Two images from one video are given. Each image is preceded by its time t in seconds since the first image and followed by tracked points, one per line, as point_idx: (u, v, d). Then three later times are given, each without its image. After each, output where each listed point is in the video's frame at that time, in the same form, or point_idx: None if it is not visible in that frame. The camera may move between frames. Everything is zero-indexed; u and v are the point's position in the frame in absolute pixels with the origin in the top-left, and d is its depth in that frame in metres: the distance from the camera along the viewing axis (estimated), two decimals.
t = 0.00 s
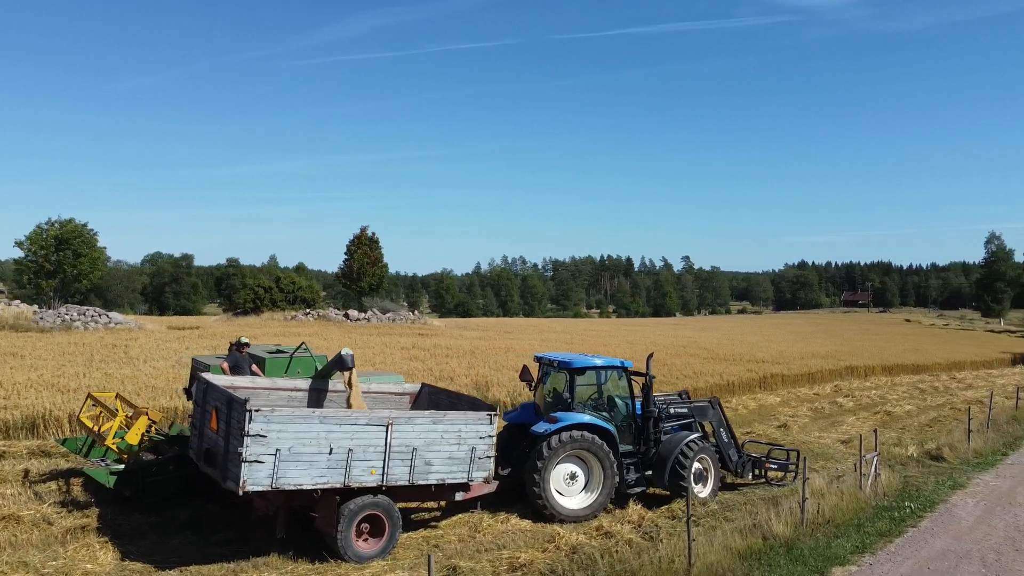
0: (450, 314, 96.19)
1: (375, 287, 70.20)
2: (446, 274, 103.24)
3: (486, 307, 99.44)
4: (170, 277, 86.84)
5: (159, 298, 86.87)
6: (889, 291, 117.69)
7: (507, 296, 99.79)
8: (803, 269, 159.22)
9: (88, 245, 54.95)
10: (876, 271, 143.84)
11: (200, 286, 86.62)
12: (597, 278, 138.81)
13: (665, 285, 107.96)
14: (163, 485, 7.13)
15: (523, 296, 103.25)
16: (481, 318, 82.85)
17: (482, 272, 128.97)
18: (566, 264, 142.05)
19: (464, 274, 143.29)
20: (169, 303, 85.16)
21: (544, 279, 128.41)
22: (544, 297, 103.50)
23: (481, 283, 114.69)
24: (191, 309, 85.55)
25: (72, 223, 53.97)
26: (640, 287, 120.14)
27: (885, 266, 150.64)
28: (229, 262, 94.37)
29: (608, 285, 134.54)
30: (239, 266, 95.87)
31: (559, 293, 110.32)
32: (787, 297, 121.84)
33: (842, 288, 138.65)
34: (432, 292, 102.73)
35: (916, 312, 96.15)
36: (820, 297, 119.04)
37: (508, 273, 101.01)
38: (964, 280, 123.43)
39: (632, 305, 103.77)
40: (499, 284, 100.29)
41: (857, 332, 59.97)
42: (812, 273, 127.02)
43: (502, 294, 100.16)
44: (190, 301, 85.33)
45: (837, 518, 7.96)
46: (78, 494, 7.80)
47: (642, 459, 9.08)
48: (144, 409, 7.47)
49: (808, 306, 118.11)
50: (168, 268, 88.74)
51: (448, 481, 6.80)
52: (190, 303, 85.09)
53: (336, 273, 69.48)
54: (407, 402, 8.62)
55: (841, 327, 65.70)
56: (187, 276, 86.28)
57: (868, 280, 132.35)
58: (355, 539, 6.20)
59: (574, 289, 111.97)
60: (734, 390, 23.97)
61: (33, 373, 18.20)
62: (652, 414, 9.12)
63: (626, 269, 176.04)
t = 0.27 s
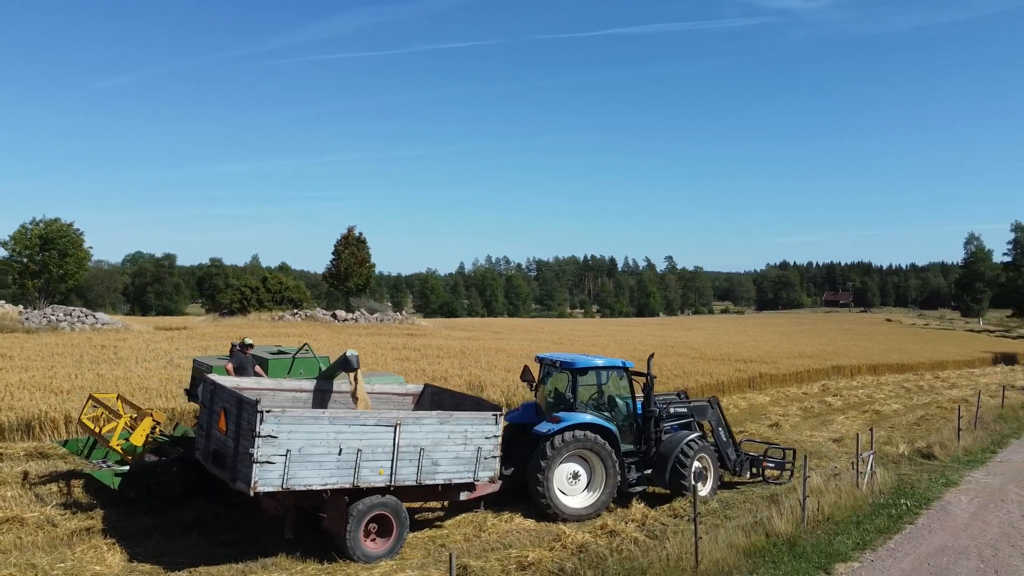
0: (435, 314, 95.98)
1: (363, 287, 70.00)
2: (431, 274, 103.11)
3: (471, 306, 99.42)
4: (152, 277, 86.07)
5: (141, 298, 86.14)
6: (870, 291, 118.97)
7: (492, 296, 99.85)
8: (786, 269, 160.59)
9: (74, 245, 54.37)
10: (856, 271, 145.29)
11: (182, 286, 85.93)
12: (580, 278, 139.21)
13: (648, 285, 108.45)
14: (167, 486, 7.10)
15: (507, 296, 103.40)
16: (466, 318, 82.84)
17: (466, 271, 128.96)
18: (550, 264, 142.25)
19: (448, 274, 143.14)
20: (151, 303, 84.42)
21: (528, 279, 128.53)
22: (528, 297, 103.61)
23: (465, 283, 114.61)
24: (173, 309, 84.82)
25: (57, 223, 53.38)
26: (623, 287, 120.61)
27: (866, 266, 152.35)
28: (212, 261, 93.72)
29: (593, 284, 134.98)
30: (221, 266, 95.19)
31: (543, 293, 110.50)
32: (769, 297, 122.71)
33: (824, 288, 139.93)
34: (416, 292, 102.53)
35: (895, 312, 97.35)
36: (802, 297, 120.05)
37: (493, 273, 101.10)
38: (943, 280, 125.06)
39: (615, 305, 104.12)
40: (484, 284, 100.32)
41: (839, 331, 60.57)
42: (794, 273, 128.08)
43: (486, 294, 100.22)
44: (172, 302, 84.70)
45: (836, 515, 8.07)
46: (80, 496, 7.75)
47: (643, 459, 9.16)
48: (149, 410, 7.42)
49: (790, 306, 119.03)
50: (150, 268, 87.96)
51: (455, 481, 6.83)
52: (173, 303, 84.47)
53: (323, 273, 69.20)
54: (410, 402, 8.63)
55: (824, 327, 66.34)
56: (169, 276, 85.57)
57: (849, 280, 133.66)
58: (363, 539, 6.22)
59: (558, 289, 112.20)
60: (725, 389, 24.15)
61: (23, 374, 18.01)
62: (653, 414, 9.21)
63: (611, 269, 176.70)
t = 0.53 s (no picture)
0: (419, 313, 95.78)
1: (350, 287, 69.71)
2: (415, 274, 102.96)
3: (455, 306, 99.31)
4: (133, 277, 85.29)
5: (122, 298, 85.36)
6: (850, 291, 120.20)
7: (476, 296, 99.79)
8: (768, 269, 161.79)
9: (59, 245, 53.81)
10: (836, 271, 146.71)
11: (164, 286, 85.22)
12: (564, 278, 139.53)
13: (632, 285, 108.88)
14: (171, 486, 7.08)
15: (492, 296, 103.46)
16: (452, 318, 82.81)
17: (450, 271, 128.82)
18: (533, 264, 142.40)
19: (432, 274, 142.83)
20: (132, 303, 83.67)
21: (513, 278, 128.57)
22: (512, 297, 103.67)
23: (448, 283, 114.51)
24: (155, 310, 84.08)
25: (42, 222, 52.82)
26: (606, 287, 121.02)
27: (846, 266, 153.91)
28: (194, 261, 93.00)
29: (577, 284, 135.28)
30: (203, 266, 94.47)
31: (527, 293, 110.65)
32: (751, 296, 123.53)
33: (806, 287, 141.17)
34: (400, 292, 102.31)
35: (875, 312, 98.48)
36: (783, 297, 120.97)
37: (478, 273, 101.01)
38: (922, 280, 126.59)
39: (599, 305, 104.44)
40: (468, 284, 100.24)
41: (822, 330, 61.14)
42: (776, 272, 129.10)
43: (471, 293, 100.15)
44: (154, 301, 84.01)
45: (835, 511, 8.19)
46: (82, 496, 7.69)
47: (644, 457, 9.24)
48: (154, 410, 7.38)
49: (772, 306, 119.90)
50: (132, 267, 87.16)
51: (461, 479, 6.87)
52: (155, 303, 83.75)
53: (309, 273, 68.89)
54: (412, 401, 8.64)
55: (808, 326, 66.90)
56: (151, 275, 84.83)
57: (830, 280, 134.95)
58: (371, 537, 6.24)
59: (542, 289, 112.40)
60: (716, 388, 24.31)
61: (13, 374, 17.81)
62: (653, 412, 9.29)
63: (595, 269, 177.11)
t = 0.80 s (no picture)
0: (404, 313, 95.54)
1: (337, 287, 69.43)
2: (399, 274, 102.76)
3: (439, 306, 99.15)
4: (115, 276, 84.49)
5: (103, 298, 84.60)
6: (831, 291, 121.38)
7: (460, 296, 99.67)
8: (751, 269, 162.93)
9: (44, 244, 53.24)
10: (818, 271, 148.03)
11: (146, 285, 84.48)
12: (547, 278, 139.80)
13: (615, 285, 109.31)
14: (174, 485, 7.06)
15: (476, 296, 103.42)
16: (438, 317, 82.74)
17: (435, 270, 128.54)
18: (517, 263, 142.51)
19: (417, 273, 142.48)
20: (113, 303, 82.91)
21: (497, 278, 128.54)
22: (497, 297, 103.68)
23: (432, 283, 114.30)
24: (137, 310, 83.35)
25: (26, 222, 52.24)
26: (590, 287, 121.38)
27: (827, 267, 155.33)
28: (176, 260, 92.22)
29: (561, 284, 135.51)
30: (186, 265, 93.75)
31: (512, 293, 110.76)
32: (733, 296, 124.37)
33: (789, 287, 142.30)
34: (385, 291, 102.09)
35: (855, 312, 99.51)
36: (765, 296, 121.87)
37: (462, 273, 100.89)
38: (901, 280, 128.04)
39: (583, 305, 104.74)
40: (452, 284, 100.08)
41: (806, 330, 61.64)
42: (758, 272, 130.08)
43: (455, 293, 100.00)
44: (136, 301, 83.37)
45: (832, 508, 8.31)
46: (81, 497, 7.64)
47: (643, 455, 9.32)
48: (156, 410, 7.33)
49: (754, 306, 120.78)
50: (113, 267, 86.34)
51: (465, 478, 6.91)
52: (136, 303, 83.07)
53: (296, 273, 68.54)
54: (413, 400, 8.67)
55: (791, 325, 67.48)
56: (132, 275, 84.06)
57: (812, 280, 136.21)
58: (377, 535, 6.26)
59: (527, 289, 112.56)
60: (706, 387, 24.48)
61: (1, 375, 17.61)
62: (652, 411, 9.37)
63: (580, 269, 177.45)
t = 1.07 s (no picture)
0: (388, 313, 95.26)
1: (324, 286, 69.17)
2: (383, 274, 102.51)
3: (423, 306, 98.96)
4: (96, 276, 83.62)
5: (84, 298, 83.67)
6: (813, 290, 122.52)
7: (445, 296, 99.52)
8: (734, 269, 164.10)
9: (28, 244, 52.61)
10: (799, 271, 149.39)
11: (128, 285, 83.73)
12: (531, 278, 140.00)
13: (599, 285, 109.70)
14: (176, 486, 7.04)
15: (460, 295, 103.33)
16: (423, 317, 82.64)
17: (419, 270, 128.27)
18: (501, 263, 142.55)
19: (400, 273, 142.04)
20: (94, 303, 82.08)
21: (481, 278, 128.51)
22: (481, 297, 103.69)
23: (417, 282, 114.09)
24: (118, 310, 82.53)
25: (9, 221, 51.65)
26: (574, 286, 121.70)
27: (808, 267, 156.83)
28: (157, 260, 91.36)
29: (546, 284, 135.73)
30: (168, 265, 92.92)
31: (496, 293, 110.85)
32: (716, 296, 125.14)
33: (771, 287, 143.50)
34: (369, 291, 101.77)
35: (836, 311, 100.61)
36: (747, 296, 122.75)
37: (447, 272, 100.79)
38: (881, 280, 129.58)
39: (568, 305, 105.00)
40: (437, 284, 99.91)
41: (788, 329, 62.15)
42: (740, 272, 131.01)
43: (439, 293, 99.83)
44: (117, 301, 82.59)
45: (827, 504, 8.43)
46: (80, 498, 7.59)
47: (641, 453, 9.40)
48: (159, 410, 7.30)
49: (736, 305, 121.60)
50: (94, 267, 85.43)
51: (469, 477, 6.95)
52: (118, 303, 82.31)
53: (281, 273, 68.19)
54: (414, 400, 8.69)
55: (776, 325, 68.06)
56: (114, 274, 83.24)
57: (794, 280, 137.43)
58: (382, 534, 6.28)
59: (511, 289, 112.69)
60: (696, 386, 24.66)
61: None
62: (650, 410, 9.45)
63: (564, 269, 177.84)
